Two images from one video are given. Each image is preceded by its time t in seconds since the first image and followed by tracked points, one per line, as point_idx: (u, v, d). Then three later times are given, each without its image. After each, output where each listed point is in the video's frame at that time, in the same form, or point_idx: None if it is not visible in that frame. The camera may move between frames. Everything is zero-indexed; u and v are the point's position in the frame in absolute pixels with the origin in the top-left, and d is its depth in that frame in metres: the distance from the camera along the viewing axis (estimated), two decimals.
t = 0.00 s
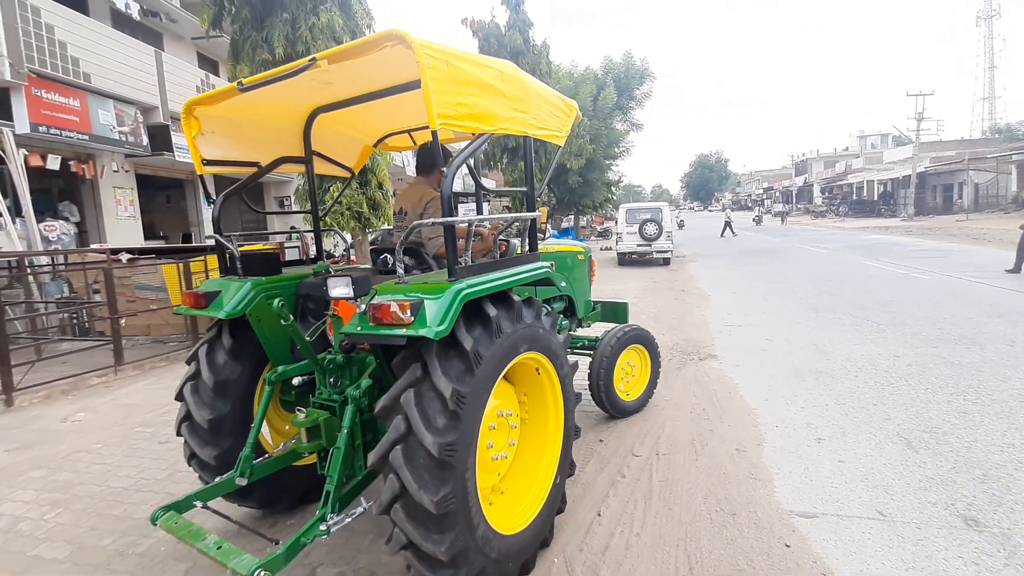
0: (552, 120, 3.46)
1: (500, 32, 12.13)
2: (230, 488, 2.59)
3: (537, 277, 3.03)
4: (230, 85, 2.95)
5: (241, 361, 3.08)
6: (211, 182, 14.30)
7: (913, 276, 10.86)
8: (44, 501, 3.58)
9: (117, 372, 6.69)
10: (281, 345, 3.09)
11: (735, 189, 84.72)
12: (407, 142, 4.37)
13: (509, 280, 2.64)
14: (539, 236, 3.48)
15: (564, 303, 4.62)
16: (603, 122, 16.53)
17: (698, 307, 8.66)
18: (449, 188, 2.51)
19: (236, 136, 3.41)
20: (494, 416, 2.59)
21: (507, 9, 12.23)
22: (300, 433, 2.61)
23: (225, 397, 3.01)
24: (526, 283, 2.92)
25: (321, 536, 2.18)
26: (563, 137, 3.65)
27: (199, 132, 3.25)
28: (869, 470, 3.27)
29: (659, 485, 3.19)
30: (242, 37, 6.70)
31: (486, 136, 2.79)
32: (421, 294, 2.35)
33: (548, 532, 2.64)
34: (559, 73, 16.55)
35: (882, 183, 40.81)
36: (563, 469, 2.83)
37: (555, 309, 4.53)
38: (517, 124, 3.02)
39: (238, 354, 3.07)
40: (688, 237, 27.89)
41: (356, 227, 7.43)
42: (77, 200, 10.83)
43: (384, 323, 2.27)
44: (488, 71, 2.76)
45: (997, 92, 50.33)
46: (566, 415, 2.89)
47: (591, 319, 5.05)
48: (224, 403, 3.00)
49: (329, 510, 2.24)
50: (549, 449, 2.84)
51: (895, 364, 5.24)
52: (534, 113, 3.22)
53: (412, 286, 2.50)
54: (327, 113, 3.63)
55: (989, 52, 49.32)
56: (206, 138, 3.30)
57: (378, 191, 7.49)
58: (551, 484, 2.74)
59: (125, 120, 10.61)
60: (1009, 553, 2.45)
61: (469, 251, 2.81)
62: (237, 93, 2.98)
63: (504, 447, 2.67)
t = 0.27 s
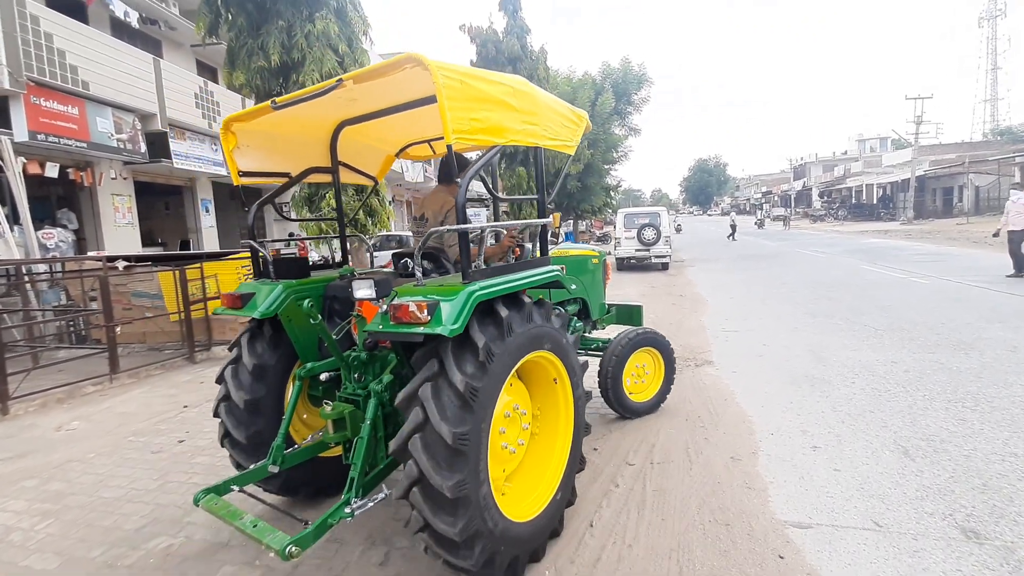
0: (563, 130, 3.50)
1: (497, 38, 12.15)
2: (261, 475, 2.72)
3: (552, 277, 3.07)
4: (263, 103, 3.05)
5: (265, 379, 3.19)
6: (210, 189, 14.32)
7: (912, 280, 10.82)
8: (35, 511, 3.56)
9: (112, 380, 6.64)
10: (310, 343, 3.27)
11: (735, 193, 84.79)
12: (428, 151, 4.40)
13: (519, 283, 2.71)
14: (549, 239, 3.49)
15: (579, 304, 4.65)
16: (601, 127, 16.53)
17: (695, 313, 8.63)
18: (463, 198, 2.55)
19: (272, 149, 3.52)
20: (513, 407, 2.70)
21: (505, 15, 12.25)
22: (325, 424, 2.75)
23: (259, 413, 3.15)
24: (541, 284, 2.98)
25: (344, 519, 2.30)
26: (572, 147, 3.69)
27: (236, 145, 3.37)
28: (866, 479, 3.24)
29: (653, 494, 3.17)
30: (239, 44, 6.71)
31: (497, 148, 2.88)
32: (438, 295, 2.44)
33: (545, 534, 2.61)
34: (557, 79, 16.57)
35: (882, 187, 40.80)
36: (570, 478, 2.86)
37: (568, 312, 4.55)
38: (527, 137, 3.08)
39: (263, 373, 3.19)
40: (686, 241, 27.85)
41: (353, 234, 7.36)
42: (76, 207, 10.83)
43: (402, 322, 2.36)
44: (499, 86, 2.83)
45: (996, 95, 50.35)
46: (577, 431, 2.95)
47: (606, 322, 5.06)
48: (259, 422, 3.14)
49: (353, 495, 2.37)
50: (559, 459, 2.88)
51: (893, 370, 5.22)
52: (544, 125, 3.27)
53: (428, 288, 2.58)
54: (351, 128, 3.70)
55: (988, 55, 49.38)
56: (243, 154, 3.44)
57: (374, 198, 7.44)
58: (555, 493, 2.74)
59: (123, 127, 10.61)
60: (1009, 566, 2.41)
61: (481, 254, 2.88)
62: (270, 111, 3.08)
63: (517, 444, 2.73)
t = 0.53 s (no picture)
0: (580, 142, 3.58)
1: (495, 48, 12.22)
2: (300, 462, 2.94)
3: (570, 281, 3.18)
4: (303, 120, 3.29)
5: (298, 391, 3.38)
6: (207, 197, 14.32)
7: (908, 289, 10.86)
8: (29, 521, 3.52)
9: (107, 389, 6.56)
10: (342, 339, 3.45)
11: (730, 202, 85.16)
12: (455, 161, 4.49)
13: (536, 287, 2.86)
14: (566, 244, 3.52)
15: (600, 309, 4.80)
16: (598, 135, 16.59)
17: (692, 321, 8.65)
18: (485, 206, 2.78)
19: (310, 164, 3.74)
20: (534, 402, 2.89)
21: (502, 25, 12.33)
22: (358, 415, 2.94)
23: (296, 424, 3.36)
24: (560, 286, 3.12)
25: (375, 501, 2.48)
26: (591, 156, 3.76)
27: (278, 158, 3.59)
28: (864, 488, 3.24)
29: (652, 503, 3.17)
30: (237, 53, 6.72)
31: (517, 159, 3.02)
32: (463, 296, 2.61)
33: (546, 531, 2.64)
34: (554, 88, 16.66)
35: (876, 196, 41.02)
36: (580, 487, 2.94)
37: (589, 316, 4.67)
38: (545, 148, 3.18)
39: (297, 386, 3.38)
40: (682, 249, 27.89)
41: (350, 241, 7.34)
42: (72, 215, 10.80)
43: (429, 319, 2.54)
44: (522, 102, 2.99)
45: (990, 105, 50.73)
46: (589, 448, 3.05)
47: (626, 327, 5.16)
48: (298, 434, 3.34)
49: (384, 479, 2.55)
50: (571, 470, 2.97)
51: (890, 378, 5.23)
52: (563, 138, 3.38)
53: (453, 288, 2.76)
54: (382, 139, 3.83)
55: (981, 66, 49.84)
56: (286, 166, 3.62)
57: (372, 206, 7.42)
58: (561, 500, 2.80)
59: (121, 135, 10.61)
60: None
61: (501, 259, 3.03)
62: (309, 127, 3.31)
63: (533, 441, 2.87)
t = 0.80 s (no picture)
0: (604, 146, 3.62)
1: (494, 52, 12.27)
2: (337, 447, 3.16)
3: (588, 279, 3.27)
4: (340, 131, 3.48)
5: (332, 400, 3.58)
6: (206, 200, 14.33)
7: (906, 292, 10.89)
8: (30, 523, 3.52)
9: (106, 392, 6.54)
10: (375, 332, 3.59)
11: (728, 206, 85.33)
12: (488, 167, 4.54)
13: (550, 285, 2.97)
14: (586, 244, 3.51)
15: (626, 309, 4.91)
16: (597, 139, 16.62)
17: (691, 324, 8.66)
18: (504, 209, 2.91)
19: (349, 171, 3.93)
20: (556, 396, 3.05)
21: (502, 30, 12.37)
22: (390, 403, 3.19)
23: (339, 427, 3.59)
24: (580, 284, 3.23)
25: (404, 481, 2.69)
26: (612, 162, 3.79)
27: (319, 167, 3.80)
28: (864, 490, 3.25)
29: (652, 505, 3.18)
30: (239, 57, 6.74)
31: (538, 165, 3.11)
32: (485, 292, 2.78)
33: (546, 513, 2.69)
34: (554, 92, 16.71)
35: (874, 200, 41.15)
36: (591, 488, 3.00)
37: (616, 315, 4.81)
38: (566, 154, 3.26)
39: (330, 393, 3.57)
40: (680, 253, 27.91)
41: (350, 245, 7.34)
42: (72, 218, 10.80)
43: (453, 314, 2.75)
44: (542, 111, 3.08)
45: (986, 110, 50.92)
46: (601, 457, 3.12)
47: (652, 326, 5.24)
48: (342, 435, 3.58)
49: (412, 462, 2.77)
50: (583, 472, 3.04)
51: (889, 381, 5.25)
52: (585, 144, 3.44)
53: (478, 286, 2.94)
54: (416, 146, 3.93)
55: (977, 71, 50.08)
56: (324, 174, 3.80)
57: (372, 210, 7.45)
58: (567, 497, 2.84)
59: (122, 138, 10.62)
60: None
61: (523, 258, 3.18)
62: (345, 138, 3.50)
63: (551, 431, 3.00)
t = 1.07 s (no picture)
0: (621, 150, 3.67)
1: (492, 56, 12.29)
2: (368, 432, 3.39)
3: (603, 280, 3.37)
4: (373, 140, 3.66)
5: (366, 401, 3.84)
6: (204, 202, 14.31)
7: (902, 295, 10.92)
8: (27, 526, 3.51)
9: (103, 395, 6.52)
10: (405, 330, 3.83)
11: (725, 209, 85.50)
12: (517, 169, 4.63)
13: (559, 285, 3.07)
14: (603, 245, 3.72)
15: (649, 309, 5.05)
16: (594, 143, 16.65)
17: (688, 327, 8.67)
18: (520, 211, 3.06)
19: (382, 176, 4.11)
20: (574, 393, 3.21)
21: (500, 33, 12.40)
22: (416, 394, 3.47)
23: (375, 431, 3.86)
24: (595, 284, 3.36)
25: (423, 464, 2.92)
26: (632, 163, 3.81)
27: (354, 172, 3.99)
28: (861, 492, 3.27)
29: (649, 508, 3.19)
30: (237, 60, 6.75)
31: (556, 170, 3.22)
32: (502, 291, 2.95)
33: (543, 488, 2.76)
34: (551, 96, 16.75)
35: (869, 203, 41.28)
36: (596, 488, 3.04)
37: (639, 315, 4.98)
38: (583, 159, 3.35)
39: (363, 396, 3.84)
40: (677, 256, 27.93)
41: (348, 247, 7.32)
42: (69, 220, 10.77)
43: (470, 311, 2.92)
44: (558, 118, 3.19)
45: (980, 114, 51.16)
46: (608, 464, 3.18)
47: (679, 327, 5.35)
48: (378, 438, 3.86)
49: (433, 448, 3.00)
50: (588, 474, 3.10)
51: (886, 383, 5.27)
52: (602, 149, 3.52)
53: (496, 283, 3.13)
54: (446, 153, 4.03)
55: (971, 75, 50.35)
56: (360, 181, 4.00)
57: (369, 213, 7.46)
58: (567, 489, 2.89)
59: (119, 141, 10.61)
60: None
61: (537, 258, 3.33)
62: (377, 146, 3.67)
63: (563, 426, 3.12)
